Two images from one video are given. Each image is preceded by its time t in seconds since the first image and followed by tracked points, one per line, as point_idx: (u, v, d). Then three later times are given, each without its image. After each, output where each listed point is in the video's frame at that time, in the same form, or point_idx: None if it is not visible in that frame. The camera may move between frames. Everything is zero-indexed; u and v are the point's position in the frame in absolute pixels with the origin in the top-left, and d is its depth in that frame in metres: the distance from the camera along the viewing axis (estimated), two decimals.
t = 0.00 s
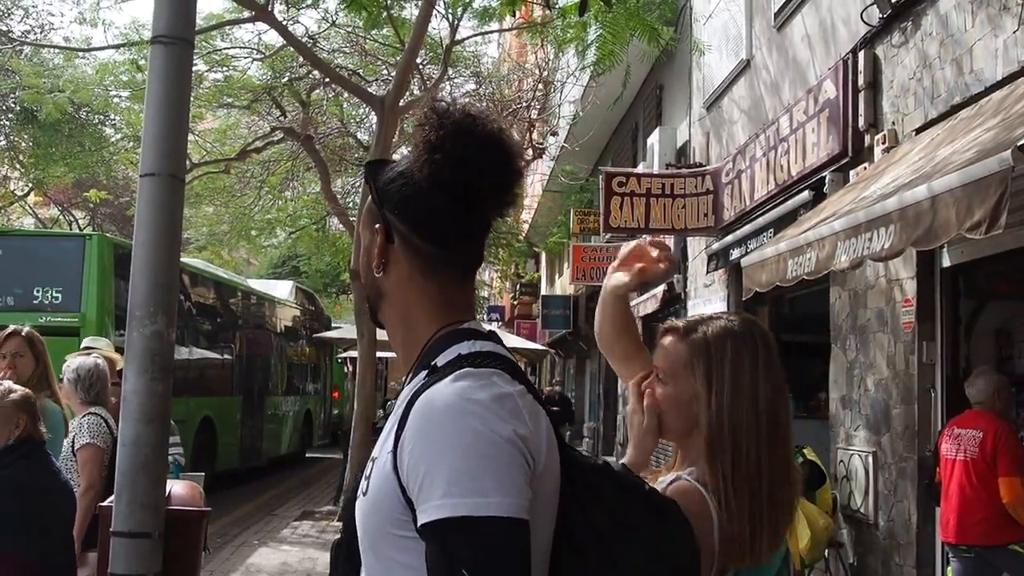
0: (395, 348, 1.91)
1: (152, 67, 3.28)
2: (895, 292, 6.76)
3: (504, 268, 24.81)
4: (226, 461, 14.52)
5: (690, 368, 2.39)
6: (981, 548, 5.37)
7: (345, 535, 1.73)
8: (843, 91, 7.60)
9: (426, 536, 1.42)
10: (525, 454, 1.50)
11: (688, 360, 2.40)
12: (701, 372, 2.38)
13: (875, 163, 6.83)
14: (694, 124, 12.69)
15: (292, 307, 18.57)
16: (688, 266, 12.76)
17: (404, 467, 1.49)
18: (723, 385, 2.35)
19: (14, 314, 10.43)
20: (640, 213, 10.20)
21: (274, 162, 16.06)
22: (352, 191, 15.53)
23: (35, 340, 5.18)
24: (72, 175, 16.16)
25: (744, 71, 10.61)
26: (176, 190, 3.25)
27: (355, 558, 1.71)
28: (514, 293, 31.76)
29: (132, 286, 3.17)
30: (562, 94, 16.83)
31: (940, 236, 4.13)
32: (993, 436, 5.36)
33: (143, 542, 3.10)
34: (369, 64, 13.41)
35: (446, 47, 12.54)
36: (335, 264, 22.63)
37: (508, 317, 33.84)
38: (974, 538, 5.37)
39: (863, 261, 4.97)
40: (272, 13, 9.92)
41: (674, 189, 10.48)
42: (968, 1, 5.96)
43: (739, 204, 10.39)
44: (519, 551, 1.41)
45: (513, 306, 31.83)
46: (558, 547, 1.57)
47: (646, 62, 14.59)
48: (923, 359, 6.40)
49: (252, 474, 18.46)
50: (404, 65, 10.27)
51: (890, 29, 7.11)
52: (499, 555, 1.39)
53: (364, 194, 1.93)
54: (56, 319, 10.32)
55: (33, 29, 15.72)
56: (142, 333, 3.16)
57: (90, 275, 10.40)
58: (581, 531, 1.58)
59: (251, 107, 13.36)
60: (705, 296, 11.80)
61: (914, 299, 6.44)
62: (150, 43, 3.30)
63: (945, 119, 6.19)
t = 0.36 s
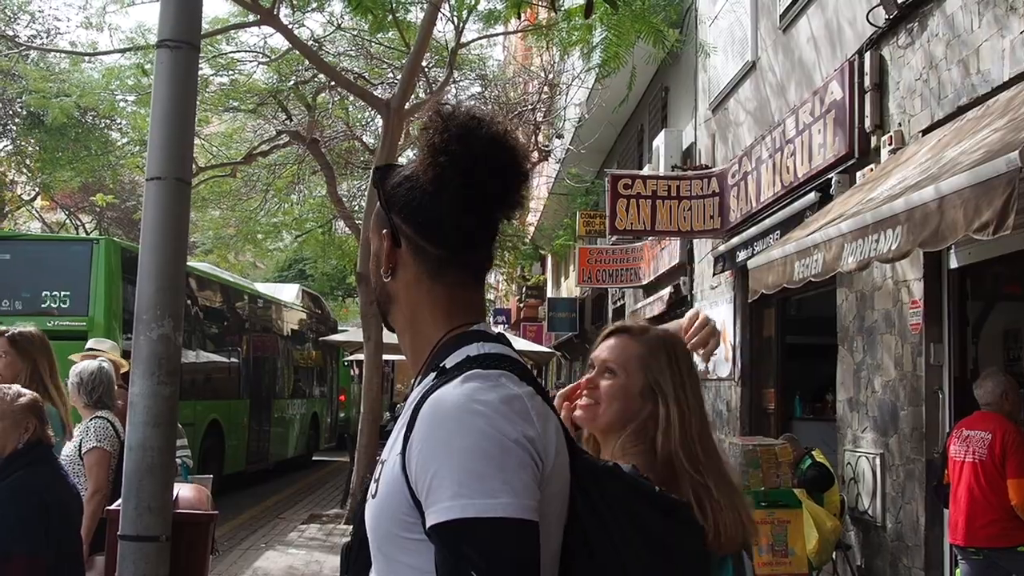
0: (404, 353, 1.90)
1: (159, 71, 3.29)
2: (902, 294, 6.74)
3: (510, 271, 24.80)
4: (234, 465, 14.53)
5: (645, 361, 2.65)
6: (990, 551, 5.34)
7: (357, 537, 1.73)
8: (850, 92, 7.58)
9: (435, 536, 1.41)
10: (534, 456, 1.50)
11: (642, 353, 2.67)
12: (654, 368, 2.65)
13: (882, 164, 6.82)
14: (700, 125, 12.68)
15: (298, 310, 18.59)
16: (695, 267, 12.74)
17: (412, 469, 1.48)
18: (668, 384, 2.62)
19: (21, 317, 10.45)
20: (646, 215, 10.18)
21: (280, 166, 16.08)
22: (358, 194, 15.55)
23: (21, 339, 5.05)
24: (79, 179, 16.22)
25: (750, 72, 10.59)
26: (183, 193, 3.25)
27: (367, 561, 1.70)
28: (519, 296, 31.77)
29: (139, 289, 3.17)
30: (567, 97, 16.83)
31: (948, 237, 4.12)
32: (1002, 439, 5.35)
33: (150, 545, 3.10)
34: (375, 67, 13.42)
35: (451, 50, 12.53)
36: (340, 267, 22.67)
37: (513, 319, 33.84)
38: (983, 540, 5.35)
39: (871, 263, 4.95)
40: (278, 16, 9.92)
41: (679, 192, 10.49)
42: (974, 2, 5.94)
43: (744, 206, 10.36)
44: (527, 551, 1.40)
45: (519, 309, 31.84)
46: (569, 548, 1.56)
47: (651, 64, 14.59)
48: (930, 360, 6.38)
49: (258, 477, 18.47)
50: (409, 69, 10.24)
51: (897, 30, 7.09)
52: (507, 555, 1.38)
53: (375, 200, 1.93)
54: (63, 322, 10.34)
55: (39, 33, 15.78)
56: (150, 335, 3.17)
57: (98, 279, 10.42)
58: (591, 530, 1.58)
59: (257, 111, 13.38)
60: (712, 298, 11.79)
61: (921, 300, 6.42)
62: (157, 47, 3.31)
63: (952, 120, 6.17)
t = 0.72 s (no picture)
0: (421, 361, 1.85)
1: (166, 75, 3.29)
2: (911, 294, 6.72)
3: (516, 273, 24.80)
4: (242, 468, 14.54)
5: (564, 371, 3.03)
6: (1002, 552, 5.31)
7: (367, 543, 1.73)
8: (857, 92, 7.56)
9: (417, 539, 1.41)
10: (517, 457, 1.49)
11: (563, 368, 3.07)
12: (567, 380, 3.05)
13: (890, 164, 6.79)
14: (707, 126, 12.66)
15: (306, 313, 18.62)
16: (702, 268, 12.72)
17: (396, 473, 1.49)
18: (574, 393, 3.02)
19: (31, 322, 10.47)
20: (653, 217, 10.17)
21: (287, 168, 16.11)
22: (365, 197, 15.57)
23: (16, 342, 5.10)
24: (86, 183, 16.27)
25: (756, 73, 10.57)
26: (190, 197, 3.25)
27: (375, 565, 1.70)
28: (526, 298, 31.79)
29: (146, 293, 3.18)
30: (574, 98, 16.82)
31: (957, 237, 4.10)
32: (1013, 439, 5.32)
33: (159, 548, 3.09)
34: (381, 69, 13.44)
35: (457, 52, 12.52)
36: (348, 270, 22.69)
37: (520, 321, 33.86)
38: (995, 541, 5.32)
39: (880, 263, 4.92)
40: (284, 19, 9.92)
41: (687, 193, 10.47)
42: (982, 1, 5.92)
43: (751, 207, 10.33)
44: (508, 552, 1.38)
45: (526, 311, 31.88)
46: (571, 547, 1.54)
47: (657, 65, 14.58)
48: (939, 361, 6.35)
49: (266, 480, 18.48)
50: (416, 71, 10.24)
51: (904, 29, 7.07)
52: (486, 556, 1.36)
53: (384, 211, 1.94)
54: (73, 326, 10.36)
55: (46, 38, 15.83)
56: (158, 339, 3.17)
57: (107, 282, 10.44)
58: (591, 529, 1.54)
59: (264, 114, 13.39)
60: (719, 300, 11.77)
61: (930, 300, 6.40)
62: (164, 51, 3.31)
63: (960, 120, 6.15)
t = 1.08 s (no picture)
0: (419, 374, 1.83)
1: (182, 81, 3.29)
2: (927, 296, 6.68)
3: (528, 276, 24.80)
4: (256, 472, 14.56)
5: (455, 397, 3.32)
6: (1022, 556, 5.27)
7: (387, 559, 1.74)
8: (872, 93, 7.52)
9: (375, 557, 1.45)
10: (456, 459, 1.48)
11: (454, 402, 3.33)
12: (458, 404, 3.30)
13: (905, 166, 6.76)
14: (719, 128, 12.62)
15: (318, 318, 18.64)
16: (715, 271, 12.68)
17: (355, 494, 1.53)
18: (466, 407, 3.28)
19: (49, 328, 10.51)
20: (666, 220, 10.14)
21: (299, 173, 16.14)
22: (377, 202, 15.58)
23: (32, 348, 5.12)
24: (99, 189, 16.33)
25: (769, 75, 10.53)
26: (206, 203, 3.25)
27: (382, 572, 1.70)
28: (538, 301, 31.79)
29: (163, 297, 3.17)
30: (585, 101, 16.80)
31: (974, 239, 4.08)
32: None
33: (176, 554, 3.09)
34: (393, 74, 13.46)
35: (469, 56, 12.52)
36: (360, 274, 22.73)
37: (532, 325, 33.87)
38: (1015, 545, 5.28)
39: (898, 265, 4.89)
40: (297, 24, 9.92)
41: (700, 196, 10.37)
42: (998, 2, 5.88)
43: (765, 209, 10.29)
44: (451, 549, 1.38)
45: (538, 314, 31.89)
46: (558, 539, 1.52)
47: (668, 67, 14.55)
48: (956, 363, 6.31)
49: (280, 484, 18.51)
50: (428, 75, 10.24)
51: (919, 30, 7.02)
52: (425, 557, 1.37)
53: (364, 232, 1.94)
54: (91, 332, 10.40)
55: (60, 45, 15.90)
56: (174, 344, 3.17)
57: (123, 288, 10.48)
58: (575, 530, 1.49)
59: (276, 119, 13.42)
60: (733, 302, 11.73)
61: (947, 302, 6.36)
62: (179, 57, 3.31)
63: (976, 121, 6.11)
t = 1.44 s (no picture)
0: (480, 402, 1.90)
1: (236, 87, 3.30)
2: (987, 300, 6.52)
3: (573, 280, 24.72)
4: (305, 475, 14.65)
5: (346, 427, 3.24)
6: None
7: None
8: (928, 93, 7.37)
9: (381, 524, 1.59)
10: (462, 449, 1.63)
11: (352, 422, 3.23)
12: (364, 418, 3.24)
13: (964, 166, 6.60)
14: (769, 130, 12.47)
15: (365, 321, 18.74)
16: (765, 275, 12.51)
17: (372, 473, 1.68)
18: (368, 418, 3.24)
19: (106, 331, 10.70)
20: (715, 223, 10.04)
21: (346, 178, 16.24)
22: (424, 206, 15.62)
23: (92, 351, 5.19)
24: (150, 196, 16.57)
25: (820, 75, 10.37)
26: (259, 207, 3.25)
27: None
28: (584, 305, 31.66)
29: (219, 301, 3.18)
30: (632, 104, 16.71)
31: None
32: None
33: (230, 555, 3.10)
34: (439, 78, 13.51)
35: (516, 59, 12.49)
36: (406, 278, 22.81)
37: (578, 329, 33.77)
38: None
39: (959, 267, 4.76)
40: (345, 30, 9.96)
41: (750, 198, 10.25)
42: None
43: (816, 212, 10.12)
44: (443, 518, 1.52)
45: (584, 317, 31.78)
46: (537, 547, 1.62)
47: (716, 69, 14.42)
48: (1017, 369, 6.15)
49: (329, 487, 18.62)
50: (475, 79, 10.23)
51: (977, 27, 6.86)
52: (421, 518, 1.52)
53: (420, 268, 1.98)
54: (145, 335, 10.55)
55: (113, 54, 16.17)
56: (229, 347, 3.17)
57: (177, 292, 10.62)
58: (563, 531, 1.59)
59: (324, 124, 13.51)
60: (783, 307, 11.57)
61: (1007, 306, 6.20)
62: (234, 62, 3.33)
63: None
